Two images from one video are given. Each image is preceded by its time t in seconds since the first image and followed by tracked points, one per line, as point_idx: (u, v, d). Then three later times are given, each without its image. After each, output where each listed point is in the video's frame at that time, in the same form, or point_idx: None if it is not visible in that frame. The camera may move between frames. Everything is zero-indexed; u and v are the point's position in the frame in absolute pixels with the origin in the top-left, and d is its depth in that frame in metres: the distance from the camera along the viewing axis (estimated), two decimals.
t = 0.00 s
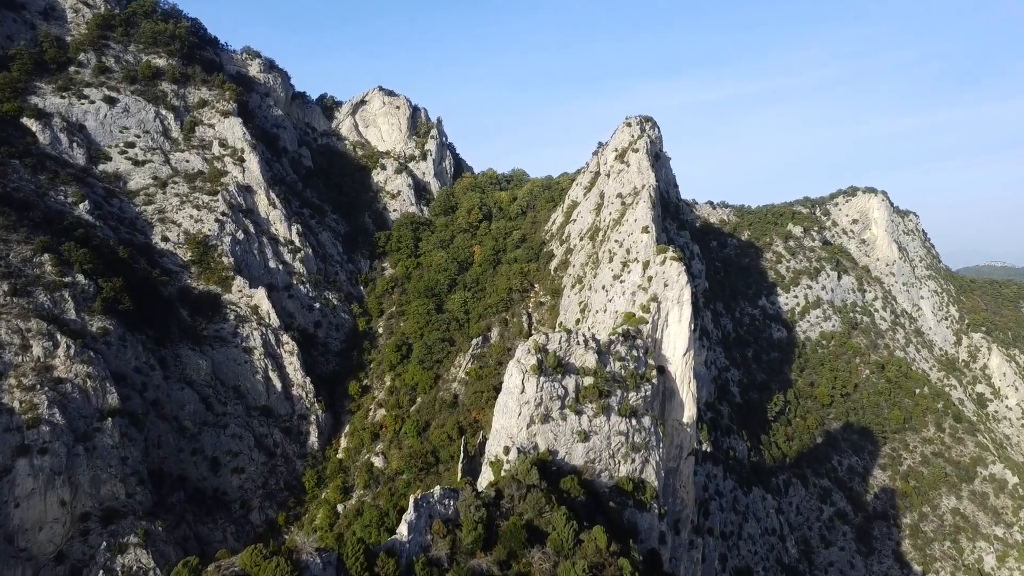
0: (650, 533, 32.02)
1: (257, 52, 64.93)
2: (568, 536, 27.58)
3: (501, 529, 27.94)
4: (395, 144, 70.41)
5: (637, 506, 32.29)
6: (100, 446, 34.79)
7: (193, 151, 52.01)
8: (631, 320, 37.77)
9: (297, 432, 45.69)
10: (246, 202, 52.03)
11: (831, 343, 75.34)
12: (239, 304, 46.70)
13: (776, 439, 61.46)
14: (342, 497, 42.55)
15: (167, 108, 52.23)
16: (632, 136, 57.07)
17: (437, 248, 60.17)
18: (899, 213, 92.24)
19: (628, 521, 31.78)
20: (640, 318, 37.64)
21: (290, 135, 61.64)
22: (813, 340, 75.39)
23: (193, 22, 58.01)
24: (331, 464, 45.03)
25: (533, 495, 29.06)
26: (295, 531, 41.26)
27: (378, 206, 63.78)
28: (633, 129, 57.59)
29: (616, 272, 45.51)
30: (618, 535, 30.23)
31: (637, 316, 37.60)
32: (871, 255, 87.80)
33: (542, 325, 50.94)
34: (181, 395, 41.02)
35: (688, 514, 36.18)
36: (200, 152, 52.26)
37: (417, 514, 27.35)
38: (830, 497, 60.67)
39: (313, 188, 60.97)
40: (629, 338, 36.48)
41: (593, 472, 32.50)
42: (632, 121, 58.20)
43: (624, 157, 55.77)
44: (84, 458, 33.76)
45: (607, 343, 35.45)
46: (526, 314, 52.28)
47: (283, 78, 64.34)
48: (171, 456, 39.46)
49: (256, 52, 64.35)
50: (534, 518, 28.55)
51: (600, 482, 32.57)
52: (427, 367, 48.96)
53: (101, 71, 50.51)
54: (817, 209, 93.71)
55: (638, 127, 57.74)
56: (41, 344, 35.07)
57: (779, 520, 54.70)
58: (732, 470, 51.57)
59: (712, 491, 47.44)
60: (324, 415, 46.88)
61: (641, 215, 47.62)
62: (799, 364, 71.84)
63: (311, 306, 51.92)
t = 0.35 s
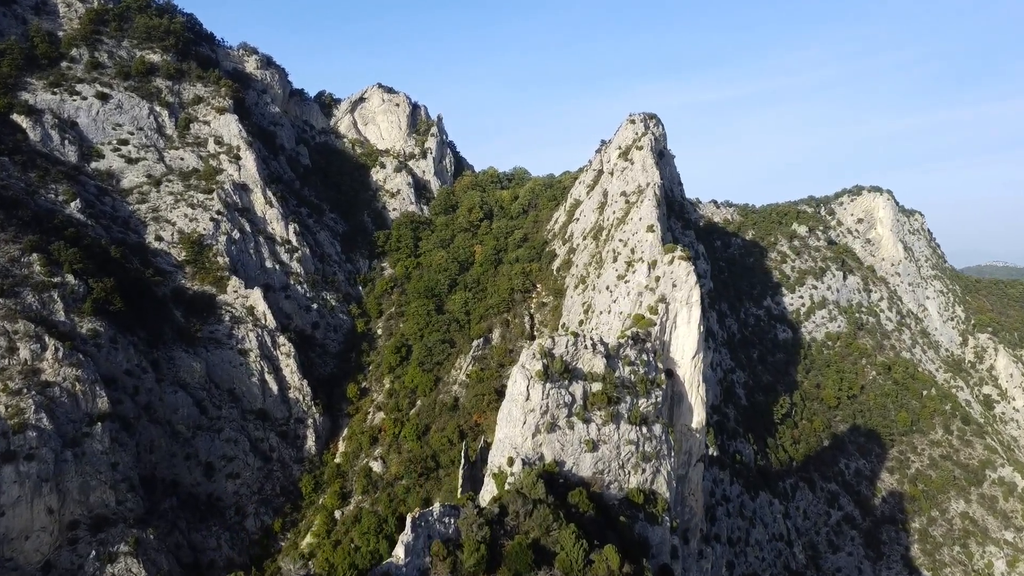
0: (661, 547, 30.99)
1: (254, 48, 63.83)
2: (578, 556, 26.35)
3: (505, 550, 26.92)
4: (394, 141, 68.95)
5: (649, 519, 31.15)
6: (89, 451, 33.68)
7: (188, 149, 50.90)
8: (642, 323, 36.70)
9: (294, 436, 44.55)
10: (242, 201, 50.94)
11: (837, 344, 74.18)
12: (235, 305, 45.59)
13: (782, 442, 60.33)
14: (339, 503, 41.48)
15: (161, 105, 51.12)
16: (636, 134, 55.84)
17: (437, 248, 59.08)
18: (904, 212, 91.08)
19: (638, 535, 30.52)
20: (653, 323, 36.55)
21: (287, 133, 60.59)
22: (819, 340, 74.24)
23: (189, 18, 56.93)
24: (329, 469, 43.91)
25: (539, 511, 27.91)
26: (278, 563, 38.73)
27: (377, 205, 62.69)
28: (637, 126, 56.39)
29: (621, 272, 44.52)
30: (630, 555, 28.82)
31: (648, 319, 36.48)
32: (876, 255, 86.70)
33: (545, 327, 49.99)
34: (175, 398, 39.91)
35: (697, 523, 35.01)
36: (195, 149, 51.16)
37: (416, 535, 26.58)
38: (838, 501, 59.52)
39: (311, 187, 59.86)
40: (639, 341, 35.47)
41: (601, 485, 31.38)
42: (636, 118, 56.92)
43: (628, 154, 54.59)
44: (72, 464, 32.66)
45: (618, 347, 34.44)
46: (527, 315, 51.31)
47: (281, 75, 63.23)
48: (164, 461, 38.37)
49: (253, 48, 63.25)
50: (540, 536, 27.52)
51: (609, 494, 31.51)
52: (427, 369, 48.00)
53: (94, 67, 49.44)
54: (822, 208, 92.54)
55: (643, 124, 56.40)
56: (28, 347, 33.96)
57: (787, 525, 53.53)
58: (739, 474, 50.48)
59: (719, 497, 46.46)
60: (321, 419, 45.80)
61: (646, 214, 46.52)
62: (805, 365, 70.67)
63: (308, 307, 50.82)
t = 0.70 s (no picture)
0: (674, 563, 30.13)
1: (251, 45, 62.72)
2: None
3: (510, 572, 25.95)
4: (394, 140, 68.11)
5: (661, 535, 30.22)
6: (77, 458, 32.56)
7: (183, 146, 49.80)
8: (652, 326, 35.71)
9: (290, 441, 43.47)
10: (238, 200, 49.83)
11: (843, 345, 73.03)
12: (230, 306, 44.48)
13: (789, 446, 59.19)
14: (336, 510, 40.46)
15: (155, 101, 50.02)
16: (640, 131, 54.69)
17: (437, 247, 57.99)
18: (910, 211, 89.94)
19: (650, 551, 29.70)
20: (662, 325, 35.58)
21: (284, 131, 59.55)
22: (825, 342, 73.10)
23: (184, 13, 55.85)
24: (326, 474, 42.78)
25: (545, 530, 26.61)
26: None
27: (376, 204, 61.59)
28: (641, 123, 55.19)
29: (625, 272, 43.52)
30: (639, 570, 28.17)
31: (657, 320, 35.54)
32: (882, 255, 85.60)
33: (547, 328, 49.04)
34: (168, 402, 38.81)
35: (705, 531, 33.86)
36: (190, 147, 50.06)
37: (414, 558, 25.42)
38: (845, 506, 58.34)
39: (309, 185, 58.76)
40: (649, 345, 34.47)
41: (610, 498, 30.46)
42: (640, 115, 55.79)
43: (632, 152, 53.44)
44: (59, 471, 31.53)
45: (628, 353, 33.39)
46: (530, 316, 50.37)
47: (278, 71, 62.11)
48: (156, 467, 37.29)
49: (250, 44, 62.13)
50: (548, 559, 26.28)
51: (618, 508, 30.52)
52: (427, 371, 47.00)
53: (86, 62, 48.36)
54: (827, 207, 91.42)
55: (647, 121, 55.27)
56: (15, 349, 32.86)
57: (794, 530, 52.36)
58: (746, 479, 49.39)
59: (726, 503, 45.43)
60: (318, 422, 44.74)
61: (651, 212, 45.41)
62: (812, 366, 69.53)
63: (305, 308, 49.73)
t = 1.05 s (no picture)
0: None
1: (247, 40, 61.56)
2: None
3: None
4: (393, 137, 66.96)
5: (675, 553, 29.51)
6: (65, 465, 31.43)
7: (177, 144, 48.69)
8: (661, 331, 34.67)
9: (286, 445, 42.37)
10: (233, 198, 48.71)
11: (848, 346, 71.85)
12: (224, 307, 43.36)
13: (796, 449, 58.08)
14: (333, 517, 39.44)
15: (149, 98, 48.93)
16: (644, 128, 53.52)
17: (437, 247, 56.92)
18: (915, 211, 88.76)
19: (664, 571, 28.94)
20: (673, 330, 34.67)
21: (281, 128, 58.45)
22: (830, 343, 71.94)
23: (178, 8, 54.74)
24: (322, 479, 41.70)
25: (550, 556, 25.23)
26: None
27: (375, 203, 60.50)
28: (645, 120, 53.98)
29: (629, 272, 42.57)
30: None
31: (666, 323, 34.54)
32: (887, 255, 84.53)
33: (550, 330, 48.14)
34: (160, 406, 37.70)
35: (714, 541, 32.72)
36: (184, 144, 48.95)
37: None
38: (853, 510, 57.11)
39: (306, 184, 57.64)
40: (660, 351, 33.65)
41: (621, 515, 29.41)
42: (644, 112, 54.62)
43: (636, 150, 52.28)
44: (46, 479, 30.36)
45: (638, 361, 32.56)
46: (532, 317, 49.47)
47: (275, 68, 60.97)
48: (147, 473, 36.19)
49: (246, 40, 60.98)
50: None
51: (629, 525, 29.60)
52: (427, 374, 46.05)
53: (77, 58, 47.28)
54: (832, 207, 90.23)
55: (651, 118, 54.11)
56: None
57: (802, 536, 51.15)
58: (752, 484, 48.37)
59: (733, 509, 44.48)
60: (315, 427, 43.64)
61: (656, 211, 44.31)
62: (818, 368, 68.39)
63: (302, 309, 48.65)
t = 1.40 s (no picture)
0: None
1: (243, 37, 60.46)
2: None
3: None
4: (392, 135, 65.81)
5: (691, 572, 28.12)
6: (50, 472, 30.27)
7: (170, 141, 47.58)
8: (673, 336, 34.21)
9: (282, 451, 41.23)
10: (228, 197, 47.62)
11: (855, 347, 70.62)
12: (218, 309, 42.25)
13: (803, 453, 56.97)
14: (328, 524, 38.30)
15: (142, 94, 47.85)
16: (648, 125, 52.33)
17: (438, 247, 55.85)
18: (921, 210, 87.61)
19: None
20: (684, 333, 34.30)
21: (278, 126, 57.38)
22: (836, 344, 70.72)
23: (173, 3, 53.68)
24: (319, 486, 40.64)
25: None
26: None
27: (374, 202, 59.41)
28: (650, 117, 52.83)
29: (634, 273, 41.73)
30: None
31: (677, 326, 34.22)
32: (892, 255, 83.50)
33: (552, 332, 47.23)
34: (150, 411, 36.57)
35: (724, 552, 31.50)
36: (178, 142, 47.84)
37: None
38: (861, 516, 55.80)
39: (303, 182, 56.51)
40: (672, 357, 33.46)
41: (632, 535, 28.29)
42: (648, 109, 53.44)
43: (640, 147, 51.10)
44: (30, 487, 29.18)
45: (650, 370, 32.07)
46: (534, 319, 48.52)
47: (271, 64, 59.86)
48: (137, 481, 35.05)
49: (242, 36, 59.87)
50: None
51: (642, 545, 28.41)
52: (426, 377, 45.06)
53: (68, 53, 46.22)
54: (837, 206, 89.05)
55: (655, 115, 52.92)
56: None
57: (810, 542, 49.91)
58: (760, 490, 47.45)
59: (741, 515, 43.73)
60: (312, 432, 42.55)
61: (662, 211, 43.27)
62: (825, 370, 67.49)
63: (299, 311, 47.53)
